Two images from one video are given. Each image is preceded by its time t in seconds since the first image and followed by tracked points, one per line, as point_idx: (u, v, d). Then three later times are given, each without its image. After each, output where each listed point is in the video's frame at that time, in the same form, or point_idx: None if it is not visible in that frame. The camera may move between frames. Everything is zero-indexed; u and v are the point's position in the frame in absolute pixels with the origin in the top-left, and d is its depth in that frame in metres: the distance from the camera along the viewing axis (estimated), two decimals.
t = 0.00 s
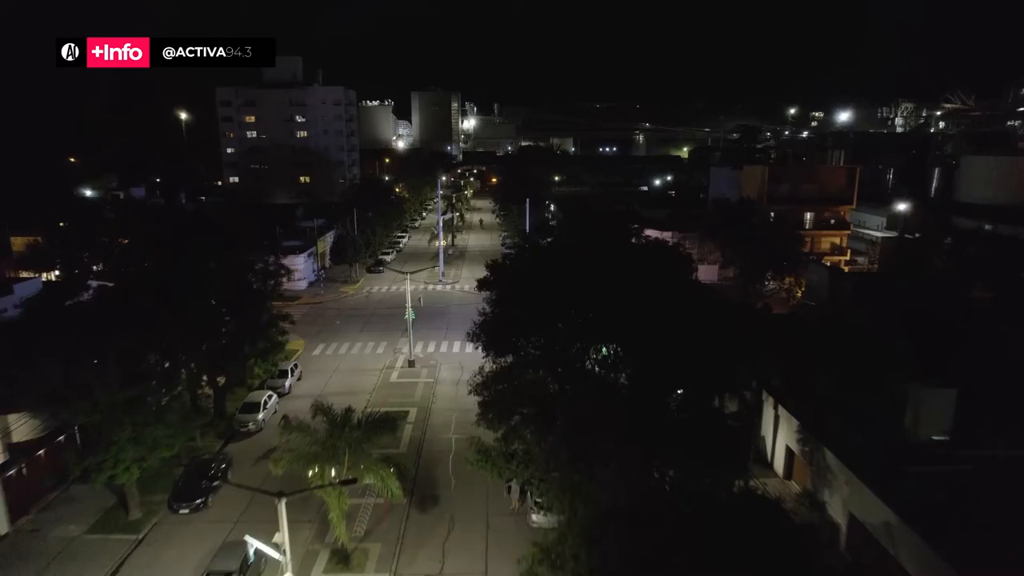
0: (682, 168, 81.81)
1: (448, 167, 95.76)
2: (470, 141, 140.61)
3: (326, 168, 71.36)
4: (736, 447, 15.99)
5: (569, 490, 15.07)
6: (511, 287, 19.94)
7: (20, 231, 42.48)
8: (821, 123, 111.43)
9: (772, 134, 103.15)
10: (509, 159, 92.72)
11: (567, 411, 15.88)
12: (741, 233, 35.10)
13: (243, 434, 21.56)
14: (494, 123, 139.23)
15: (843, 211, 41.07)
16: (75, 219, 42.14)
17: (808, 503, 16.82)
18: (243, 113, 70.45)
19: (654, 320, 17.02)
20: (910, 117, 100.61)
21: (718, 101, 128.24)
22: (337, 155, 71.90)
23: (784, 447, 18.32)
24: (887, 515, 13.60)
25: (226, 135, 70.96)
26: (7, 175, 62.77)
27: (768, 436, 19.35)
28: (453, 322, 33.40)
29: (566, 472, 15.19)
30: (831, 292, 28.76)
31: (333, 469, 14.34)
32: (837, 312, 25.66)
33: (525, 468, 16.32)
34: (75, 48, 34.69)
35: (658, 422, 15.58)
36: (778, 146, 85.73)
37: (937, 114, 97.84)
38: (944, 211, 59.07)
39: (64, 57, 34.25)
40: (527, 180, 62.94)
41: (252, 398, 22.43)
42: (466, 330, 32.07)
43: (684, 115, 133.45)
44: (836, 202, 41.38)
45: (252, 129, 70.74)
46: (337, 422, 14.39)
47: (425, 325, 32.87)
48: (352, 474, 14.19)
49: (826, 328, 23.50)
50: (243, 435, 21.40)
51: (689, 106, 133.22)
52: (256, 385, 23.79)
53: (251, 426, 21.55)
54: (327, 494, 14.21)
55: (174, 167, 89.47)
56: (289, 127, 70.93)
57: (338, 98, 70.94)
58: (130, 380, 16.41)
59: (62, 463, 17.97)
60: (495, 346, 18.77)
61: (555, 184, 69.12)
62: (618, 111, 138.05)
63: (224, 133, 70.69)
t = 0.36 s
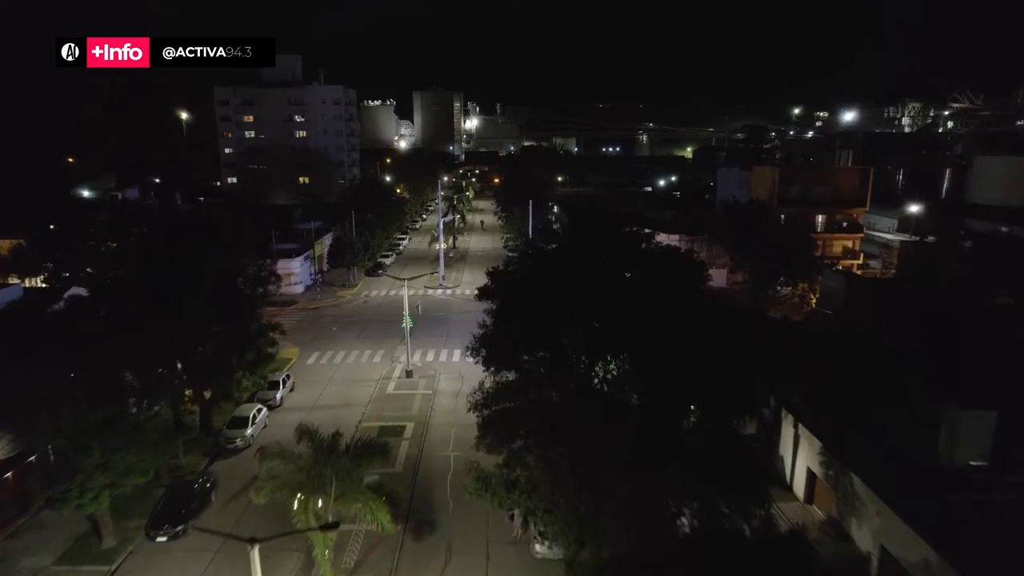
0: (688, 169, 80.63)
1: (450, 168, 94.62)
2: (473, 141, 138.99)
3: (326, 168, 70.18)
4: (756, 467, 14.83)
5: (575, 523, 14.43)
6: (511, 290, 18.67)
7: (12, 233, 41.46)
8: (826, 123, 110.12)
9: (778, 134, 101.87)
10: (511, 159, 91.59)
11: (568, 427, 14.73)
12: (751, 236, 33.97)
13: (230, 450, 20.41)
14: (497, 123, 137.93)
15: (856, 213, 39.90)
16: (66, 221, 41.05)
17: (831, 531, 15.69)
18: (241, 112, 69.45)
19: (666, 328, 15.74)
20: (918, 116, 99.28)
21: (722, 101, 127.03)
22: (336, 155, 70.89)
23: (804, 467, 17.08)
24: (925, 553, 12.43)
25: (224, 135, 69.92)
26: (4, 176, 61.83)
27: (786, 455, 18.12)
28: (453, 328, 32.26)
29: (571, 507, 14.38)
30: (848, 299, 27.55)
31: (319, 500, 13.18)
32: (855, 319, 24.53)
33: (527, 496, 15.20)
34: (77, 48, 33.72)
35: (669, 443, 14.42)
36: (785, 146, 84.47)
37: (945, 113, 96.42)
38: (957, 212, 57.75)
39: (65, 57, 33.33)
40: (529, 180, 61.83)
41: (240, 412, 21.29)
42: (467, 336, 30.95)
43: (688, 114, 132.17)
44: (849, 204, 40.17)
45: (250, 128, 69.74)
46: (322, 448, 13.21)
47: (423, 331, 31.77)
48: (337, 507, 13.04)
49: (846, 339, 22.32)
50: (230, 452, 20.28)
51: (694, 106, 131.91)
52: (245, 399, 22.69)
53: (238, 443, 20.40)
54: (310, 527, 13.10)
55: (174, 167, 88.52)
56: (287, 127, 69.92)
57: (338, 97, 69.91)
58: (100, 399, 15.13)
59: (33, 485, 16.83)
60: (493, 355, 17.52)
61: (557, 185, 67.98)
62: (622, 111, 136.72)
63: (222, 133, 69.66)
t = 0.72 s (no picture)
0: (693, 170, 79.35)
1: (451, 168, 93.40)
2: (475, 141, 137.59)
3: (325, 168, 68.92)
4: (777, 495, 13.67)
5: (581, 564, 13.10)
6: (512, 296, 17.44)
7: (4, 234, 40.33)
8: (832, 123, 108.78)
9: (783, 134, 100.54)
10: (513, 159, 90.39)
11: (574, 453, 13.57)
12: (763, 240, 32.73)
13: (216, 469, 19.18)
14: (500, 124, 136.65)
15: (869, 216, 38.68)
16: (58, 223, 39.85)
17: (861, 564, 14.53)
18: (239, 112, 68.43)
19: (675, 338, 14.56)
20: (926, 115, 97.92)
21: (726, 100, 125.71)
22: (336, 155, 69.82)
23: (828, 493, 15.97)
24: None
25: (222, 135, 68.84)
26: None
27: (808, 478, 17.00)
28: (453, 336, 31.08)
29: (578, 548, 13.21)
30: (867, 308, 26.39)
31: (302, 535, 12.01)
32: (876, 330, 23.34)
33: (531, 531, 14.02)
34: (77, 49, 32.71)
35: (683, 470, 13.20)
36: (791, 146, 83.13)
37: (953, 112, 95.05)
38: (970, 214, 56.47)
39: (64, 56, 32.26)
40: (532, 181, 60.67)
41: (227, 428, 20.12)
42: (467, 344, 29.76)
43: (691, 114, 130.82)
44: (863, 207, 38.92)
45: (248, 128, 68.72)
46: (306, 478, 11.94)
47: (422, 339, 30.59)
48: (322, 539, 11.94)
49: (868, 353, 21.05)
50: (214, 471, 19.08)
51: (698, 105, 130.56)
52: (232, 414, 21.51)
53: (224, 461, 19.17)
54: (291, 567, 11.83)
55: (173, 167, 87.37)
56: (286, 127, 68.89)
57: (337, 96, 68.87)
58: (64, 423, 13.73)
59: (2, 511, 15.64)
60: (493, 369, 16.42)
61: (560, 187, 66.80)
62: (625, 110, 135.37)
63: (220, 132, 68.59)
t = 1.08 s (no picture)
0: (698, 170, 78.05)
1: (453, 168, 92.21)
2: (477, 140, 136.19)
3: (325, 168, 67.79)
4: (797, 529, 12.71)
5: None
6: (510, 306, 16.53)
7: None
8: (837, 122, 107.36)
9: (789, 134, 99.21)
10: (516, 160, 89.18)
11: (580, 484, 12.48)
12: (775, 243, 31.56)
13: (200, 490, 18.09)
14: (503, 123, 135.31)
15: (883, 219, 37.48)
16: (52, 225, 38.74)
17: None
18: (237, 112, 67.40)
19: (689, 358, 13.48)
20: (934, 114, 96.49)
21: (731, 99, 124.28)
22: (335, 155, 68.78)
23: (856, 521, 14.81)
24: None
25: (219, 135, 67.78)
26: None
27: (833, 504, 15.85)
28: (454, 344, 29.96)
29: None
30: (887, 317, 25.23)
31: None
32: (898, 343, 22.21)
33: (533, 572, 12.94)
34: (77, 49, 31.63)
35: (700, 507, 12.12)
36: (797, 145, 81.87)
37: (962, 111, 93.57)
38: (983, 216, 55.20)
39: (64, 56, 31.15)
40: (535, 182, 59.55)
41: (212, 445, 19.02)
42: (468, 353, 28.65)
43: (696, 113, 129.41)
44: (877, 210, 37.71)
45: (246, 128, 67.73)
46: (286, 513, 10.87)
47: (421, 347, 29.48)
48: None
49: (891, 368, 19.91)
50: (197, 492, 17.98)
51: (702, 105, 129.17)
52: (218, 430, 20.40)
53: (208, 481, 18.09)
54: None
55: (172, 167, 86.18)
56: (284, 127, 67.88)
57: (337, 96, 67.82)
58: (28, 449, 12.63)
59: None
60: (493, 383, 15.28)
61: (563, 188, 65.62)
62: (629, 109, 133.94)
63: (217, 132, 67.54)
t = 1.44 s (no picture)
0: (703, 171, 76.75)
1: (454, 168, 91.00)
2: (479, 140, 134.92)
3: (324, 169, 66.73)
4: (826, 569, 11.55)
5: None
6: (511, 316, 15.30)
7: None
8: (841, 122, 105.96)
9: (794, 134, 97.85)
10: (517, 159, 87.93)
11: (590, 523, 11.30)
12: (788, 247, 30.34)
13: (181, 515, 16.91)
14: (505, 123, 134.09)
15: (899, 221, 36.22)
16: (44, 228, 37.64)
17: None
18: (235, 111, 66.17)
19: (710, 381, 12.29)
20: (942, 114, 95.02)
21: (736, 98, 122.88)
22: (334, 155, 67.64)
23: (890, 557, 13.70)
24: None
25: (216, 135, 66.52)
26: None
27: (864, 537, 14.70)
28: (453, 353, 28.77)
29: None
30: (910, 326, 24.02)
31: None
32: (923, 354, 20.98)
33: None
34: (76, 48, 30.50)
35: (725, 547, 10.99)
36: (804, 145, 80.50)
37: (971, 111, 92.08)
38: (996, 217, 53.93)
39: (63, 56, 30.00)
40: (538, 183, 58.39)
41: (195, 465, 17.84)
42: (468, 363, 27.47)
43: (700, 113, 127.97)
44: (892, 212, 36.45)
45: (244, 128, 66.55)
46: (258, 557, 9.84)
47: (419, 356, 28.30)
48: None
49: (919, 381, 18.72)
50: (177, 517, 16.79)
51: (706, 104, 127.82)
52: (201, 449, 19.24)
53: (191, 505, 16.88)
54: None
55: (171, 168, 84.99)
56: (283, 126, 66.73)
57: (336, 95, 66.67)
58: None
59: None
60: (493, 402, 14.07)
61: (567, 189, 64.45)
62: (633, 109, 132.57)
63: (215, 132, 66.28)
